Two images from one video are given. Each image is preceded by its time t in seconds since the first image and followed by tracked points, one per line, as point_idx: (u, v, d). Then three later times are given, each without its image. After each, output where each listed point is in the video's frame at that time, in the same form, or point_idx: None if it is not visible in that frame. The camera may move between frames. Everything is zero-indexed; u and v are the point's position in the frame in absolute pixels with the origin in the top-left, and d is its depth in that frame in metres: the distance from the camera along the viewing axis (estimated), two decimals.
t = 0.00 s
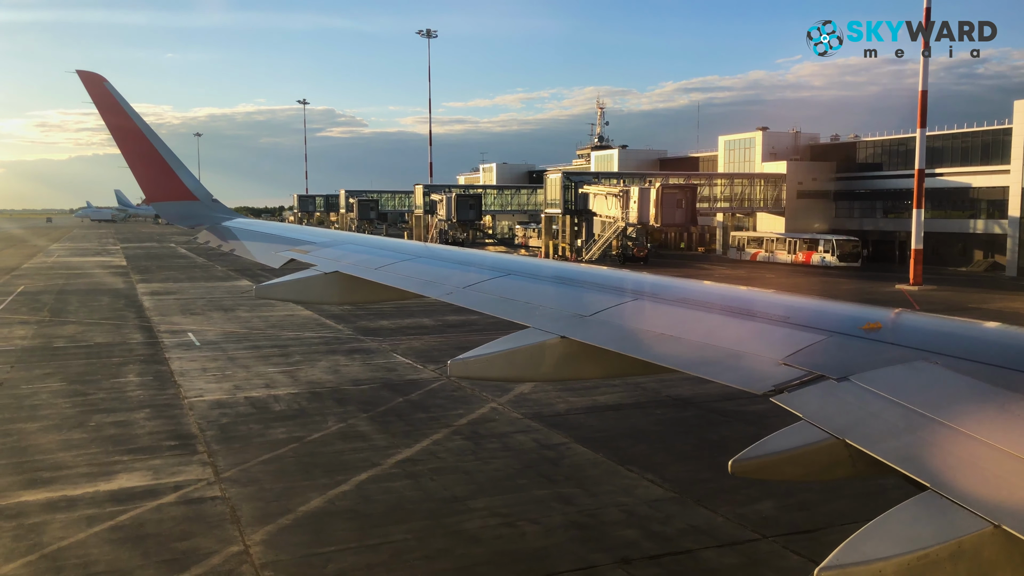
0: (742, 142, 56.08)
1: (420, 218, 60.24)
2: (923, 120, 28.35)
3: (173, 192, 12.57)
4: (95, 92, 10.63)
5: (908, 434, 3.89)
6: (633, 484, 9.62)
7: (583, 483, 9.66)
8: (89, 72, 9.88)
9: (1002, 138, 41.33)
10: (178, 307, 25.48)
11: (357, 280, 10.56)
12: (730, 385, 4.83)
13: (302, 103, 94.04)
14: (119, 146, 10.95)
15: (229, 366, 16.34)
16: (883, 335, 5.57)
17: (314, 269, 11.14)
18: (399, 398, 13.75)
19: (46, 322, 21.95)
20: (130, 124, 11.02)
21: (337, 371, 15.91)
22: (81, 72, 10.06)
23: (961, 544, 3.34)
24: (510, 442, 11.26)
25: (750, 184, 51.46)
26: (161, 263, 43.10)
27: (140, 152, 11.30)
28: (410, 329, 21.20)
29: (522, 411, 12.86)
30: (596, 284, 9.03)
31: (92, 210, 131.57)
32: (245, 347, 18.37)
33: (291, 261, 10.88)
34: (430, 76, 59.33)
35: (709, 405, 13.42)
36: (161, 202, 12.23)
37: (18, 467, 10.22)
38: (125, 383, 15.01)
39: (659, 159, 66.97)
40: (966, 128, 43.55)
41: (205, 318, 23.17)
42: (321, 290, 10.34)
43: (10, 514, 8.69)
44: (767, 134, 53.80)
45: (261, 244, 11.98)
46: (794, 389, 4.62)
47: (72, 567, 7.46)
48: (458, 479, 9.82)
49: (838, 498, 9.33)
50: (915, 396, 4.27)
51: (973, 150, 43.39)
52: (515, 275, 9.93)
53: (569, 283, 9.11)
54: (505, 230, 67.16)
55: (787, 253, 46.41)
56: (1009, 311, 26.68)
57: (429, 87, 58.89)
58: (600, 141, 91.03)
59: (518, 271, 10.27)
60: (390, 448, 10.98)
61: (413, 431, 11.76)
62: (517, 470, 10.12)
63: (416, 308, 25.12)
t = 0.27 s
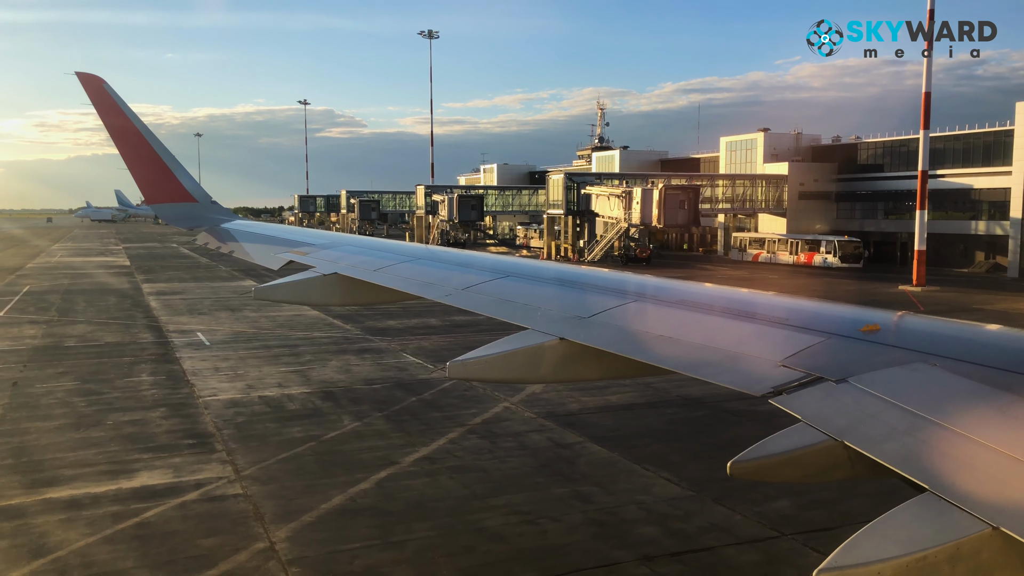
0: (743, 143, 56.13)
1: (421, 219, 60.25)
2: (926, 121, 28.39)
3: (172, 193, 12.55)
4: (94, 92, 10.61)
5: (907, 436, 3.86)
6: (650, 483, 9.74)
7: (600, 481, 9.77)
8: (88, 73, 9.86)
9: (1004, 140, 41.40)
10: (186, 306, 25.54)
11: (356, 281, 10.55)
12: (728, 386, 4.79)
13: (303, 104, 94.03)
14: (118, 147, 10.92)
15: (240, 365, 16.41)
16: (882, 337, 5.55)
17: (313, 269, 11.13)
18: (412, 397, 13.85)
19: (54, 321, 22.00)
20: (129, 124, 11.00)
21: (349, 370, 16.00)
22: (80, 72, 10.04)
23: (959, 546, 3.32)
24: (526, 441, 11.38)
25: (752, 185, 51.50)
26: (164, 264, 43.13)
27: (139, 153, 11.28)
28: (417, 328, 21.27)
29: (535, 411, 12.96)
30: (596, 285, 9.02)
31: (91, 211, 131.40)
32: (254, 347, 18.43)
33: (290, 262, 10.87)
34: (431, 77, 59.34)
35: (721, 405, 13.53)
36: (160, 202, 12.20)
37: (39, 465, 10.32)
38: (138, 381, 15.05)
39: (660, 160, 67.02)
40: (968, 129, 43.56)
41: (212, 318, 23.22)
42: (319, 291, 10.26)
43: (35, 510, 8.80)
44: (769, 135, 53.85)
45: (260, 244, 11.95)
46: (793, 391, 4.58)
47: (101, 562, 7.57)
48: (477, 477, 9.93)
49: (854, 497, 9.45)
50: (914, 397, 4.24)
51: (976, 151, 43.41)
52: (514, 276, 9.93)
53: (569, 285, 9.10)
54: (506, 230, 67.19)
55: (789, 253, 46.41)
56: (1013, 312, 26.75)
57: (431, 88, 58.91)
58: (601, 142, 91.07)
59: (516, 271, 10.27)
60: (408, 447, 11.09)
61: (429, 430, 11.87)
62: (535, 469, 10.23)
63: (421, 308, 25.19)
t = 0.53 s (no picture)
0: (744, 143, 56.19)
1: (422, 219, 60.26)
2: (929, 121, 28.45)
3: (170, 193, 12.50)
4: (92, 92, 10.55)
5: (905, 435, 3.84)
6: (667, 481, 9.88)
7: (617, 479, 9.91)
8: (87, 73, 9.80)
9: (1005, 139, 41.46)
10: (192, 306, 25.62)
11: (353, 282, 10.54)
12: (726, 386, 4.78)
13: (302, 103, 93.98)
14: (116, 147, 10.86)
15: (252, 364, 16.49)
16: (880, 338, 5.55)
17: (311, 269, 11.12)
18: (426, 395, 13.95)
19: (62, 321, 22.06)
20: (127, 124, 10.95)
21: (360, 369, 16.10)
22: (78, 72, 9.98)
23: (958, 546, 3.29)
24: (541, 439, 11.51)
25: (753, 185, 51.57)
26: (166, 263, 43.15)
27: (138, 153, 11.22)
28: (424, 328, 21.36)
29: (548, 409, 13.07)
30: (594, 286, 9.02)
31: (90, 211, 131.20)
32: (264, 346, 18.51)
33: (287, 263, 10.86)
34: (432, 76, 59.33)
35: (732, 403, 13.67)
36: (157, 202, 12.15)
37: (60, 463, 10.43)
38: (151, 380, 15.12)
39: (661, 160, 67.09)
40: (969, 129, 43.60)
41: (220, 317, 23.29)
42: (315, 291, 10.23)
43: (62, 508, 8.93)
44: (770, 135, 53.91)
45: (258, 244, 11.92)
46: (792, 391, 4.56)
47: (132, 557, 7.70)
48: (495, 475, 10.05)
49: (869, 494, 9.60)
50: (912, 398, 4.23)
51: (976, 151, 43.44)
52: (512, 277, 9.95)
53: (568, 285, 9.10)
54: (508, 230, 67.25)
55: (790, 253, 46.47)
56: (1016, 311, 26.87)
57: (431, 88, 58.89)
58: (601, 141, 91.10)
59: (515, 272, 10.28)
60: (425, 445, 11.21)
61: (445, 429, 11.99)
62: (552, 466, 10.36)
63: (427, 307, 25.26)
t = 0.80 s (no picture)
0: (746, 143, 56.23)
1: (424, 219, 60.26)
2: (933, 121, 28.50)
3: (170, 193, 12.50)
4: (91, 92, 10.55)
5: (905, 434, 3.86)
6: (684, 478, 9.95)
7: (635, 477, 9.96)
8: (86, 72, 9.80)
9: (1007, 139, 41.51)
10: (200, 306, 25.64)
11: (352, 281, 10.54)
12: (726, 386, 4.79)
13: (303, 104, 93.94)
14: (115, 147, 10.87)
15: (264, 364, 16.51)
16: (879, 337, 5.57)
17: (311, 269, 11.13)
18: (440, 394, 14.01)
19: (71, 321, 22.13)
20: (126, 124, 10.95)
21: (372, 368, 16.14)
22: (78, 72, 9.99)
23: (957, 545, 3.30)
24: (557, 437, 11.56)
25: (756, 184, 51.60)
26: (170, 263, 43.15)
27: (137, 153, 11.22)
28: (431, 327, 21.40)
29: (561, 408, 13.12)
30: (594, 286, 9.04)
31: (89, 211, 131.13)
32: (274, 346, 18.54)
33: (287, 263, 10.88)
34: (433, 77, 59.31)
35: (743, 402, 13.74)
36: (157, 202, 12.15)
37: (80, 462, 10.49)
38: (164, 380, 15.16)
39: (662, 160, 67.13)
40: (971, 129, 43.65)
41: (228, 317, 23.36)
42: (315, 291, 10.23)
43: (86, 506, 9.00)
44: (772, 135, 53.94)
45: (258, 244, 11.93)
46: (792, 390, 4.58)
47: (159, 554, 7.76)
48: (514, 472, 10.09)
49: (885, 491, 9.69)
50: (912, 396, 4.25)
51: (978, 150, 43.50)
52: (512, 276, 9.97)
53: (569, 285, 9.12)
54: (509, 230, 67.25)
55: (793, 253, 46.48)
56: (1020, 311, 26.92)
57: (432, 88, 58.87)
58: (601, 142, 91.12)
59: (515, 271, 10.30)
60: (441, 443, 11.26)
61: (460, 427, 12.03)
62: (570, 464, 10.42)
63: (432, 307, 25.29)
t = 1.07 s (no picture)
0: (747, 143, 56.27)
1: (426, 219, 60.25)
2: (936, 121, 28.53)
3: (170, 195, 12.52)
4: (90, 93, 10.57)
5: (904, 435, 3.88)
6: (701, 477, 10.00)
7: (652, 475, 10.02)
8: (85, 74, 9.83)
9: (1008, 139, 41.56)
10: (206, 306, 25.66)
11: (350, 284, 10.53)
12: (725, 387, 4.82)
13: (303, 104, 93.89)
14: (114, 149, 10.89)
15: (275, 363, 16.54)
16: (878, 337, 5.62)
17: (310, 270, 11.16)
18: (453, 393, 14.05)
19: (79, 321, 22.16)
20: (124, 125, 10.98)
21: (383, 367, 16.19)
22: (77, 74, 10.01)
23: (956, 545, 3.31)
24: (573, 436, 11.61)
25: (757, 184, 51.64)
26: (173, 264, 43.13)
27: (137, 154, 11.24)
28: (437, 327, 21.45)
29: (575, 407, 13.17)
30: (594, 286, 9.07)
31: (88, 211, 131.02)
32: (284, 345, 18.57)
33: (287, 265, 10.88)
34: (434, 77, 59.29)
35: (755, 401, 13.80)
36: (156, 203, 12.17)
37: (101, 460, 10.52)
38: (178, 379, 15.18)
39: (663, 161, 67.18)
40: (972, 129, 43.71)
41: (235, 317, 23.39)
42: (315, 292, 10.20)
43: (111, 503, 9.04)
44: (773, 135, 53.98)
45: (257, 245, 11.93)
46: (791, 391, 4.60)
47: (188, 550, 7.81)
48: (533, 470, 10.14)
49: (901, 489, 9.76)
50: (911, 397, 4.27)
51: (980, 150, 43.56)
52: (513, 277, 10.01)
53: (568, 286, 9.16)
54: (510, 230, 67.23)
55: (795, 253, 46.52)
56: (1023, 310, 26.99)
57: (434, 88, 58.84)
58: (601, 142, 91.14)
59: (515, 272, 10.33)
60: (458, 441, 11.30)
61: (476, 425, 12.08)
62: (588, 462, 10.47)
63: (437, 306, 25.32)
